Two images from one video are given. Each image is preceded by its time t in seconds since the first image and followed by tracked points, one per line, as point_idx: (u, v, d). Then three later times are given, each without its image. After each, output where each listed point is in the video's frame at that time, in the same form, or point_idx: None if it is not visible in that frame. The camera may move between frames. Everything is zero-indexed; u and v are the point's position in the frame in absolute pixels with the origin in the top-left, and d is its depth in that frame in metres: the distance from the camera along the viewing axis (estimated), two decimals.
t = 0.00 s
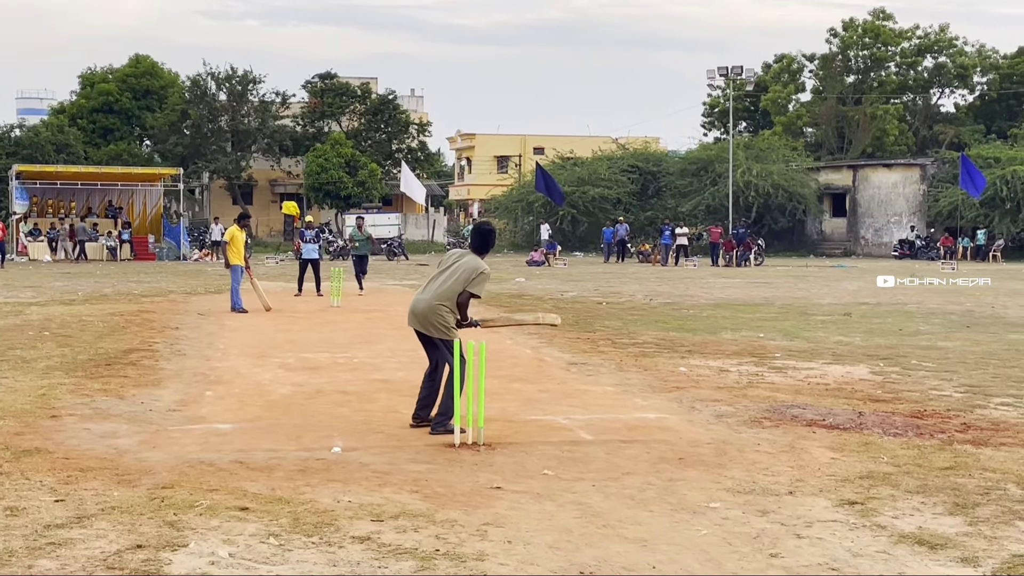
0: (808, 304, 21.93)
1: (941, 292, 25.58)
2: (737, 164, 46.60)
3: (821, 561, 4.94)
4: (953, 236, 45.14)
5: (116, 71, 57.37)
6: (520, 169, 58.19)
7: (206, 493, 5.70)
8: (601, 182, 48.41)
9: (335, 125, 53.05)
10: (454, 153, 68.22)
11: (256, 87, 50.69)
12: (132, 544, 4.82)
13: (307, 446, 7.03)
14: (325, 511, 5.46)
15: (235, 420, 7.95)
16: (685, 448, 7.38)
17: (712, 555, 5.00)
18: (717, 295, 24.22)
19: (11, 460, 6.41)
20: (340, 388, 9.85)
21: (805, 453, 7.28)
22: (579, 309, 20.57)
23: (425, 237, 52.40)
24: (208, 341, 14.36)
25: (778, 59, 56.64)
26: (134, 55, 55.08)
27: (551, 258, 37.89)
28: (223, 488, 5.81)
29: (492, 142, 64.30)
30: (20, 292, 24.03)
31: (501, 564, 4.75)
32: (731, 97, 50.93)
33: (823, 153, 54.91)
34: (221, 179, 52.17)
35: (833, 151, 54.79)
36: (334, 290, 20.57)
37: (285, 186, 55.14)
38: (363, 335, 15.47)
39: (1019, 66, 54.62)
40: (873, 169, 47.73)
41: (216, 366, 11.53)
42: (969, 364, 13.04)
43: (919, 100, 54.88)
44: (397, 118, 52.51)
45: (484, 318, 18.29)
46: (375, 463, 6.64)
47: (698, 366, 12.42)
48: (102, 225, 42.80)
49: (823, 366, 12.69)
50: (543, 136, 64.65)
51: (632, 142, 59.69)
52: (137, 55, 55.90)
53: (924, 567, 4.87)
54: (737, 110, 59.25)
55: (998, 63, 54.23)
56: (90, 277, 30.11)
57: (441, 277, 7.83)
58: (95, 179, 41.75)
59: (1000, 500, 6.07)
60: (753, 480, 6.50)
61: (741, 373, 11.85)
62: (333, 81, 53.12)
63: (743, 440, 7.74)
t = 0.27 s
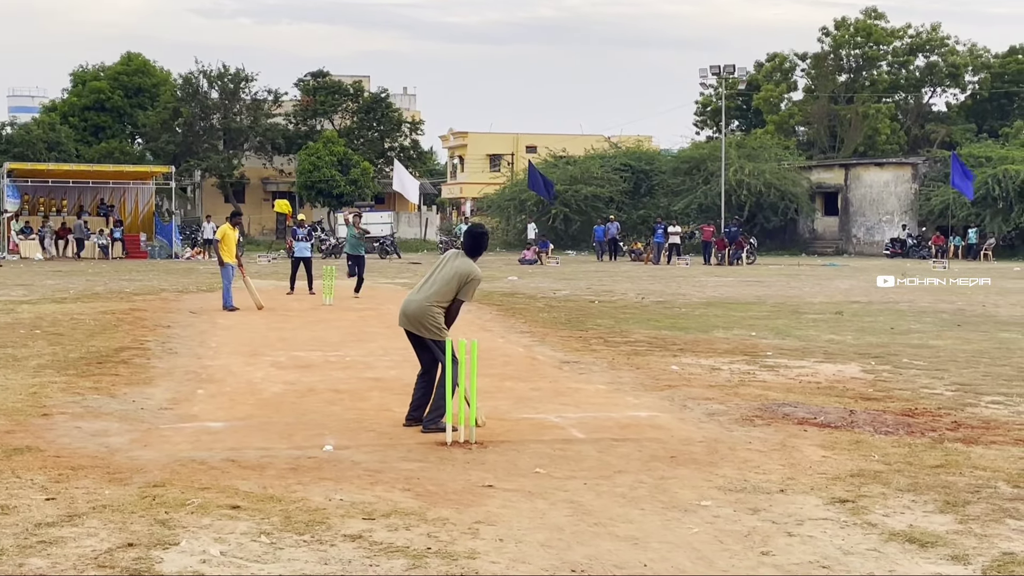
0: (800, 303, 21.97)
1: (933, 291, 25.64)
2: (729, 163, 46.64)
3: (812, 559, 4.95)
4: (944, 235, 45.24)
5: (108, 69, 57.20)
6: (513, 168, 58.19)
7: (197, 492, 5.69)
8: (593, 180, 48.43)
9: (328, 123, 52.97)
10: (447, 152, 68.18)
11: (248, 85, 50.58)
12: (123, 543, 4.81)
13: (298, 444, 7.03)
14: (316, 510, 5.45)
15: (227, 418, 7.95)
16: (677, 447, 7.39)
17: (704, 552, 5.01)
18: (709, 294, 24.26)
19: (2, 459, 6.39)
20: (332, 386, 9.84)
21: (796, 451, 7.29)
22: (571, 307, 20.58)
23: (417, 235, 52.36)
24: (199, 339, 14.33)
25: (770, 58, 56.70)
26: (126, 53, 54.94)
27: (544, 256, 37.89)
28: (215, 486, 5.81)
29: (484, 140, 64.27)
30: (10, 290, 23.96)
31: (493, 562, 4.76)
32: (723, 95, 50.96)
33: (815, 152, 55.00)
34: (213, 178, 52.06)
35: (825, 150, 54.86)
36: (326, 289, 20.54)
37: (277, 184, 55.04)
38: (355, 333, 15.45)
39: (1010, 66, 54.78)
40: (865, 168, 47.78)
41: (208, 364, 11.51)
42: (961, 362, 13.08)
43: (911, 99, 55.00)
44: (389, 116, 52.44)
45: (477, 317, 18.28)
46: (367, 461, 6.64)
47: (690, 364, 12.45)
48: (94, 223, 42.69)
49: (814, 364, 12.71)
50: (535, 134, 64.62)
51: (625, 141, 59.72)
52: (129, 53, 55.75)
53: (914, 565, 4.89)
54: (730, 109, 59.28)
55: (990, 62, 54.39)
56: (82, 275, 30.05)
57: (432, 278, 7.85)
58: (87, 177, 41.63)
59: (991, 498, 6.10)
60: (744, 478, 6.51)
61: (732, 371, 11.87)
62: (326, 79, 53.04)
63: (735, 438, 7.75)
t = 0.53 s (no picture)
0: (791, 301, 22.01)
1: (923, 289, 25.71)
2: (720, 161, 46.71)
3: (802, 557, 4.96)
4: (934, 233, 45.37)
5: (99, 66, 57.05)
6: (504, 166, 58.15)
7: (187, 490, 5.68)
8: (585, 179, 48.47)
9: (319, 121, 52.88)
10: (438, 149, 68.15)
11: (239, 83, 50.49)
12: (113, 541, 4.80)
13: (289, 442, 7.02)
14: (307, 508, 5.45)
15: (218, 416, 7.94)
16: (668, 445, 7.40)
17: (694, 550, 5.02)
18: (700, 292, 24.30)
19: None
20: (323, 384, 9.84)
21: (786, 450, 7.31)
22: (562, 305, 20.60)
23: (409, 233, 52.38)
24: (190, 337, 14.30)
25: (761, 57, 56.78)
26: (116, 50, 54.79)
27: (535, 255, 37.91)
28: (205, 484, 5.79)
29: (476, 139, 64.24)
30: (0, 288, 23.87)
31: (484, 561, 4.76)
32: (714, 94, 51.03)
33: (806, 150, 55.11)
34: (204, 175, 51.97)
35: (816, 148, 54.97)
36: (318, 287, 20.51)
37: (268, 181, 54.93)
38: (346, 331, 15.44)
39: (1000, 65, 54.96)
40: (856, 167, 47.86)
41: (198, 362, 11.49)
42: (951, 361, 13.13)
43: (902, 98, 55.13)
44: (381, 114, 52.35)
45: (468, 315, 18.29)
46: (357, 459, 6.63)
47: (681, 363, 12.46)
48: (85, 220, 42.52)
49: (805, 363, 12.74)
50: (527, 133, 64.60)
51: (617, 139, 59.78)
52: (120, 50, 55.59)
53: (904, 562, 4.91)
54: (721, 107, 59.36)
55: (980, 61, 54.55)
56: (72, 273, 29.96)
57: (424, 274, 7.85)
58: (77, 175, 41.49)
59: (981, 496, 6.12)
60: (735, 476, 6.53)
61: (723, 369, 11.89)
62: (316, 76, 53.05)
63: (726, 436, 7.77)
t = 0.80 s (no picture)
0: (780, 298, 22.09)
1: (912, 286, 25.78)
2: (710, 159, 46.80)
3: (791, 553, 4.98)
4: (924, 231, 45.49)
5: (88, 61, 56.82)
6: (495, 163, 58.17)
7: (176, 487, 5.66)
8: (575, 176, 48.48)
9: (309, 117, 52.78)
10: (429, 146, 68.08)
11: (229, 79, 50.32)
12: (102, 537, 4.79)
13: (279, 439, 7.01)
14: (296, 504, 5.44)
15: (207, 412, 7.92)
16: (657, 441, 7.41)
17: (683, 547, 5.03)
18: (689, 289, 24.34)
19: None
20: (313, 381, 9.83)
21: (776, 446, 7.33)
22: (552, 302, 20.61)
23: (399, 230, 52.35)
24: (179, 333, 14.28)
25: (751, 54, 56.86)
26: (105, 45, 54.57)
27: (525, 251, 37.92)
28: (194, 481, 5.78)
29: (466, 135, 64.22)
30: None
31: (473, 557, 4.76)
32: (704, 91, 51.08)
33: (795, 147, 55.20)
34: (193, 172, 51.83)
35: (806, 146, 55.07)
36: (307, 283, 20.47)
37: (258, 178, 54.78)
38: (336, 327, 15.43)
39: (989, 62, 55.10)
40: (846, 164, 47.93)
41: (188, 359, 11.47)
42: (940, 358, 13.18)
43: (891, 96, 55.24)
44: (371, 110, 52.22)
45: (458, 312, 18.29)
46: (347, 455, 6.63)
47: (671, 359, 12.49)
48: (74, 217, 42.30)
49: (794, 359, 12.79)
50: (517, 129, 64.58)
51: (607, 136, 59.80)
52: (109, 46, 55.38)
53: (892, 558, 4.92)
54: (711, 104, 59.43)
55: (969, 59, 54.71)
56: (61, 269, 29.85)
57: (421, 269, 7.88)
58: (66, 171, 41.31)
59: (969, 492, 6.15)
60: (724, 473, 6.54)
61: (713, 366, 11.92)
62: (307, 72, 52.71)
63: (715, 432, 7.79)
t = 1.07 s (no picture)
0: (769, 294, 22.13)
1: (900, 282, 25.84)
2: (699, 155, 46.87)
3: (779, 548, 4.99)
4: (912, 227, 45.63)
5: (76, 55, 56.55)
6: (484, 158, 58.14)
7: (164, 482, 5.65)
8: (564, 171, 48.47)
9: (298, 112, 52.64)
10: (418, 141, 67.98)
11: (218, 73, 50.16)
12: (89, 533, 4.77)
13: (267, 434, 7.00)
14: (284, 499, 5.43)
15: (195, 407, 7.91)
16: (646, 437, 7.42)
17: (672, 542, 5.04)
18: (678, 285, 24.38)
19: None
20: (302, 376, 9.81)
21: (764, 442, 7.35)
22: (542, 298, 20.61)
23: (388, 225, 52.30)
24: (168, 328, 14.24)
25: (741, 50, 56.93)
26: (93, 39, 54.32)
27: (515, 247, 37.92)
28: (182, 476, 5.77)
29: (456, 130, 64.14)
30: None
31: (461, 552, 4.77)
32: (694, 86, 51.11)
33: (784, 143, 55.30)
34: (182, 166, 51.67)
35: (795, 142, 55.19)
36: (296, 278, 20.42)
37: (247, 172, 54.62)
38: (325, 323, 15.41)
39: (977, 59, 55.26)
40: (834, 160, 48.04)
41: (176, 353, 11.43)
42: (927, 353, 13.24)
43: (880, 92, 55.38)
44: (360, 105, 52.09)
45: (447, 307, 18.28)
46: (335, 451, 6.62)
47: (660, 355, 12.50)
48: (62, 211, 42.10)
49: (783, 355, 12.81)
50: (506, 125, 64.53)
51: (596, 131, 59.83)
52: (97, 40, 55.18)
53: (880, 554, 4.93)
54: (700, 100, 59.50)
55: (957, 55, 54.89)
56: (49, 263, 29.72)
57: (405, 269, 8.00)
58: (54, 165, 41.15)
59: (956, 488, 6.17)
60: (713, 468, 6.56)
61: (701, 362, 11.94)
62: (296, 67, 52.55)
63: (704, 428, 7.80)
